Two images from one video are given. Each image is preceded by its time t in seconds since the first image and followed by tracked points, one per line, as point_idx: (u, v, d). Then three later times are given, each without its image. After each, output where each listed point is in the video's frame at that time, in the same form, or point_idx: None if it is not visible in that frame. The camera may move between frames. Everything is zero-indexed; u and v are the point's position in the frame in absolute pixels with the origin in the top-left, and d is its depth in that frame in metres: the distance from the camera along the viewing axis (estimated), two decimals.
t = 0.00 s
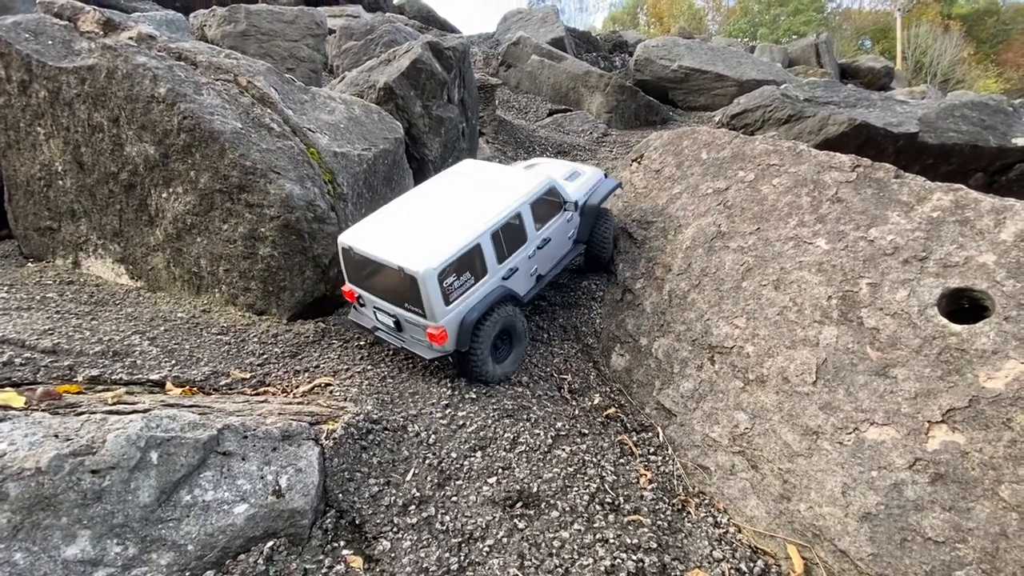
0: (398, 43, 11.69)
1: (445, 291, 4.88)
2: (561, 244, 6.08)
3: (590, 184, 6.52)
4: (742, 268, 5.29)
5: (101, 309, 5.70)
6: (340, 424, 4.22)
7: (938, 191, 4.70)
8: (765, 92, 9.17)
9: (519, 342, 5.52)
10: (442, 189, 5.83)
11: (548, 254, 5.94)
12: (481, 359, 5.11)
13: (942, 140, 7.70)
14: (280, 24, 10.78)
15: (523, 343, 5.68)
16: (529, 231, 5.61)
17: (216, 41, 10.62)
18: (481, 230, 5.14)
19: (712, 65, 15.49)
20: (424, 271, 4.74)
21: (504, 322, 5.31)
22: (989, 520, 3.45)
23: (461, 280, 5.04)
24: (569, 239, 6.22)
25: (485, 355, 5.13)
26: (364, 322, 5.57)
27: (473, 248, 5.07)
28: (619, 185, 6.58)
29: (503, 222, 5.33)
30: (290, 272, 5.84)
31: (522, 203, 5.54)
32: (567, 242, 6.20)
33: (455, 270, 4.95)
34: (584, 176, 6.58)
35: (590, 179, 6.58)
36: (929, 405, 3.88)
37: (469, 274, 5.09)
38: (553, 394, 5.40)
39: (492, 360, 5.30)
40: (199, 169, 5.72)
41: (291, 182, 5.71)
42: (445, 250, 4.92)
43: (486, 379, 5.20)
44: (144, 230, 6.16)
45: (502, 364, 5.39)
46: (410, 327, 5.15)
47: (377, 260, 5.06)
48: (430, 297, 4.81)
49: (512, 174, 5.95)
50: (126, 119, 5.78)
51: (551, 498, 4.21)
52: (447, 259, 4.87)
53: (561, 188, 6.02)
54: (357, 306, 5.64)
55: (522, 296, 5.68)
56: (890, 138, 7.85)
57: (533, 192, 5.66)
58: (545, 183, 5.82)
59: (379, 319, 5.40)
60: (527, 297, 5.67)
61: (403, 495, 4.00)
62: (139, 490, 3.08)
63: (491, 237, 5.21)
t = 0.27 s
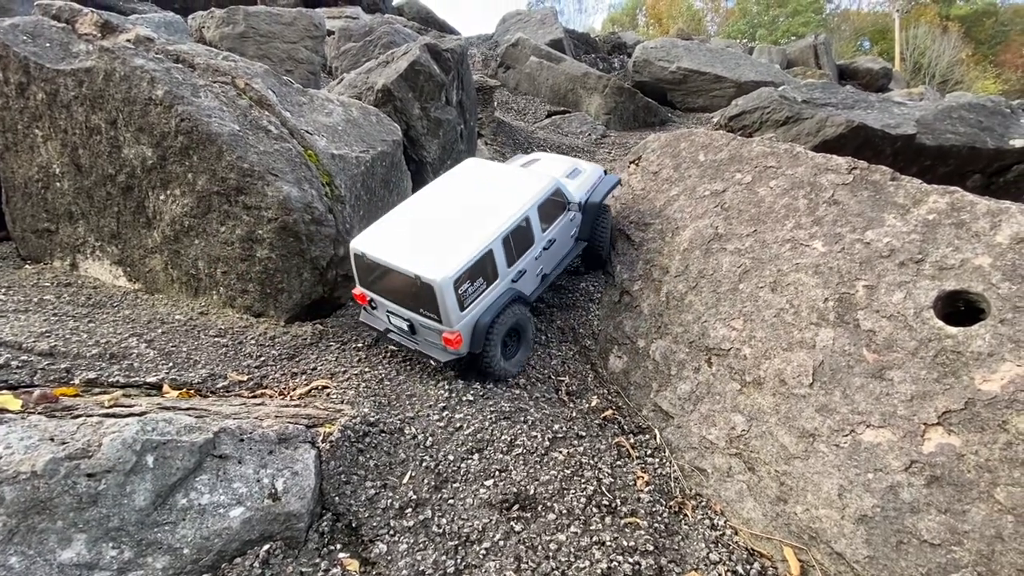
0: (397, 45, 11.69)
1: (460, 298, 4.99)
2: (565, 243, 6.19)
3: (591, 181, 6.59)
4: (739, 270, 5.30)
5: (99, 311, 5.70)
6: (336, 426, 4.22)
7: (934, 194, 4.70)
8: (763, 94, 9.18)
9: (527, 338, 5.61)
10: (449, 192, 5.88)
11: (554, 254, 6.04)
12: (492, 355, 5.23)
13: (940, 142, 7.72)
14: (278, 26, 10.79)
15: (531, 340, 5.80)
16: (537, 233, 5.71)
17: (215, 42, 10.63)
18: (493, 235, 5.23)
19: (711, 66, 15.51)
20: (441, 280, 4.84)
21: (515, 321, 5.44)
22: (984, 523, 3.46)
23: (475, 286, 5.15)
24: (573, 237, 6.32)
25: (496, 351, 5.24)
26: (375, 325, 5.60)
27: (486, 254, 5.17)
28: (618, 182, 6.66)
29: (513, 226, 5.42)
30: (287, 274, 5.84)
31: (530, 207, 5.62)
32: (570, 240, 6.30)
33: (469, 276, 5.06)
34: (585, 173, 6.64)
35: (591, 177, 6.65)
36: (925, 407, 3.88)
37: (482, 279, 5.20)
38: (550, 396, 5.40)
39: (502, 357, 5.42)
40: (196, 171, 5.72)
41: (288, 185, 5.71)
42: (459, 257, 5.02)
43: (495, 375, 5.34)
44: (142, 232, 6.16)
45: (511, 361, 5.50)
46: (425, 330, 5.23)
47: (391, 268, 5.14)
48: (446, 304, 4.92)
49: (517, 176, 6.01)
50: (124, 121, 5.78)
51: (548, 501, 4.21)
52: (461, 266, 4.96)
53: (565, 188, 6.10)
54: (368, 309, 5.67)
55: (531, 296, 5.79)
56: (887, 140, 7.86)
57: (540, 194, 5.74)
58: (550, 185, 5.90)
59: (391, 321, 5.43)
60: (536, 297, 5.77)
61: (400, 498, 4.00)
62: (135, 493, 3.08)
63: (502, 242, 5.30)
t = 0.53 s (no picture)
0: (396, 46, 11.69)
1: (473, 295, 5.11)
2: (570, 239, 6.30)
3: (594, 178, 6.70)
4: (738, 271, 5.30)
5: (97, 312, 5.69)
6: (334, 428, 4.21)
7: (932, 195, 4.71)
8: (762, 95, 9.19)
9: (535, 332, 5.70)
10: (457, 192, 5.98)
11: (560, 250, 6.15)
12: (503, 352, 5.35)
13: (938, 142, 7.73)
14: (278, 26, 10.79)
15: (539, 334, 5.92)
16: (544, 231, 5.82)
17: (214, 43, 10.63)
18: (503, 234, 5.34)
19: (710, 67, 15.52)
20: (455, 278, 4.95)
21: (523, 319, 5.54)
22: (982, 524, 3.46)
23: (487, 283, 5.26)
24: (578, 234, 6.43)
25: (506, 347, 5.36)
26: (387, 321, 5.75)
27: (496, 252, 5.28)
28: (621, 179, 6.77)
29: (522, 224, 5.52)
30: (286, 275, 5.85)
31: (538, 205, 5.72)
32: (575, 236, 6.41)
33: (481, 274, 5.17)
34: (587, 170, 6.74)
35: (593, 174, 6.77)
36: (923, 408, 3.89)
37: (493, 277, 5.31)
38: (549, 397, 5.41)
39: (512, 352, 5.54)
40: (195, 172, 5.71)
41: (287, 186, 5.71)
42: (471, 256, 5.13)
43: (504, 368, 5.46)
44: (141, 233, 6.16)
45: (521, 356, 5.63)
46: (437, 326, 5.36)
47: (405, 267, 5.25)
48: (460, 301, 5.03)
49: (523, 175, 6.11)
50: (122, 122, 5.78)
51: (546, 502, 4.21)
52: (474, 264, 5.08)
53: (570, 187, 6.21)
54: (380, 306, 5.81)
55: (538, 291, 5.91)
56: (885, 141, 7.87)
57: (546, 193, 5.85)
58: (556, 182, 6.01)
59: (404, 318, 5.59)
60: (543, 292, 5.88)
61: (398, 499, 4.00)
62: (132, 495, 3.08)
63: (512, 240, 5.42)
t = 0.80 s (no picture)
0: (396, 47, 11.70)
1: (481, 309, 5.19)
2: (573, 240, 6.37)
3: (596, 176, 6.70)
4: (738, 272, 5.30)
5: (97, 313, 5.69)
6: (335, 428, 4.21)
7: (931, 196, 4.71)
8: (761, 96, 9.19)
9: (539, 333, 5.78)
10: (462, 197, 5.98)
11: (564, 251, 6.23)
12: (509, 354, 5.43)
13: (938, 143, 7.73)
14: (277, 27, 10.80)
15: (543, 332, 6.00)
16: (549, 237, 5.87)
17: (214, 43, 10.63)
18: (510, 246, 5.38)
19: (709, 68, 15.52)
20: (464, 295, 5.02)
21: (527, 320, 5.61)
22: (982, 525, 3.46)
23: (494, 294, 5.33)
24: (580, 233, 6.48)
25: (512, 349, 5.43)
26: (394, 326, 5.75)
27: (503, 264, 5.33)
28: (622, 175, 6.76)
29: (528, 234, 5.56)
30: (286, 276, 5.85)
31: (543, 213, 5.74)
32: (577, 235, 6.47)
33: (490, 287, 5.23)
34: (589, 167, 6.72)
35: (595, 171, 6.76)
36: (923, 409, 3.89)
37: (500, 287, 5.38)
38: (549, 397, 5.41)
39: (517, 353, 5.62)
40: (195, 173, 5.71)
41: (287, 186, 5.71)
42: (479, 270, 5.18)
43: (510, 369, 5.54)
44: (141, 234, 6.16)
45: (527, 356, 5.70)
46: (445, 334, 5.41)
47: (413, 280, 5.31)
48: (470, 316, 5.12)
49: (527, 179, 6.10)
50: (122, 123, 5.78)
51: (546, 503, 4.21)
52: (482, 280, 5.14)
53: (574, 190, 6.22)
54: (387, 311, 5.80)
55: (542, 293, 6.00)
56: (885, 142, 7.87)
57: (551, 199, 5.86)
58: (561, 186, 6.02)
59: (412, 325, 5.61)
60: (546, 294, 5.98)
61: (399, 500, 4.00)
62: (132, 496, 3.08)
63: (518, 251, 5.46)
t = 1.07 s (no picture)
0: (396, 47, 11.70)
1: (485, 311, 5.22)
2: (574, 237, 6.38)
3: (596, 172, 6.69)
4: (738, 271, 5.30)
5: (97, 311, 5.69)
6: (334, 427, 4.21)
7: (932, 195, 4.71)
8: (762, 96, 9.19)
9: (542, 331, 5.78)
10: (462, 197, 5.97)
11: (565, 249, 6.24)
12: (513, 352, 5.44)
13: (938, 143, 7.73)
14: (278, 27, 10.80)
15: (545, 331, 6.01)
16: (551, 236, 5.88)
17: (214, 43, 10.63)
18: (512, 247, 5.40)
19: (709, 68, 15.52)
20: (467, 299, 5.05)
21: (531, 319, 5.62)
22: (983, 524, 3.46)
23: (497, 296, 5.35)
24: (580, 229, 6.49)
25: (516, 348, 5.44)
26: (398, 328, 5.76)
27: (505, 266, 5.35)
28: (622, 170, 6.75)
29: (529, 234, 5.57)
30: (286, 275, 5.85)
31: (544, 213, 5.75)
32: (577, 231, 6.48)
33: (492, 289, 5.26)
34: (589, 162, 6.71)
35: (595, 167, 6.75)
36: (923, 407, 3.89)
37: (503, 289, 5.40)
38: (549, 397, 5.40)
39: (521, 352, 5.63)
40: (195, 171, 5.71)
41: (287, 185, 5.70)
42: (483, 273, 5.21)
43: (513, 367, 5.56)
44: (141, 233, 6.16)
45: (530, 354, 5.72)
46: (449, 336, 5.43)
47: (416, 282, 5.32)
48: (473, 319, 5.15)
49: (528, 178, 6.09)
50: (123, 121, 5.77)
51: (546, 502, 4.21)
52: (485, 283, 5.16)
53: (574, 188, 6.21)
54: (390, 312, 5.81)
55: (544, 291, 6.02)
56: (885, 142, 7.87)
57: (552, 197, 5.86)
58: (561, 185, 6.02)
59: (415, 327, 5.62)
60: (548, 292, 6.01)
61: (399, 499, 4.00)
62: (132, 494, 3.08)
63: (520, 251, 5.48)
